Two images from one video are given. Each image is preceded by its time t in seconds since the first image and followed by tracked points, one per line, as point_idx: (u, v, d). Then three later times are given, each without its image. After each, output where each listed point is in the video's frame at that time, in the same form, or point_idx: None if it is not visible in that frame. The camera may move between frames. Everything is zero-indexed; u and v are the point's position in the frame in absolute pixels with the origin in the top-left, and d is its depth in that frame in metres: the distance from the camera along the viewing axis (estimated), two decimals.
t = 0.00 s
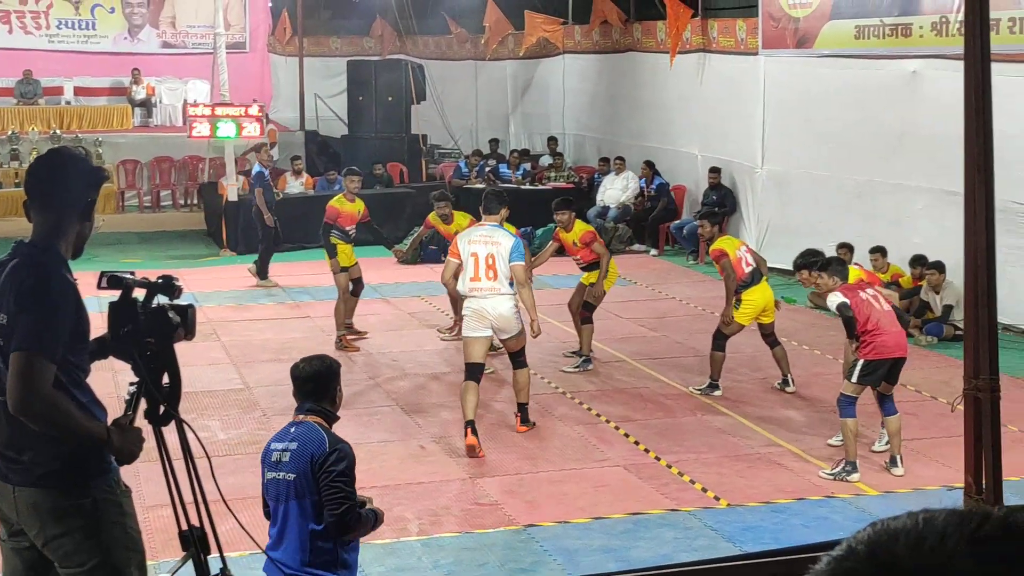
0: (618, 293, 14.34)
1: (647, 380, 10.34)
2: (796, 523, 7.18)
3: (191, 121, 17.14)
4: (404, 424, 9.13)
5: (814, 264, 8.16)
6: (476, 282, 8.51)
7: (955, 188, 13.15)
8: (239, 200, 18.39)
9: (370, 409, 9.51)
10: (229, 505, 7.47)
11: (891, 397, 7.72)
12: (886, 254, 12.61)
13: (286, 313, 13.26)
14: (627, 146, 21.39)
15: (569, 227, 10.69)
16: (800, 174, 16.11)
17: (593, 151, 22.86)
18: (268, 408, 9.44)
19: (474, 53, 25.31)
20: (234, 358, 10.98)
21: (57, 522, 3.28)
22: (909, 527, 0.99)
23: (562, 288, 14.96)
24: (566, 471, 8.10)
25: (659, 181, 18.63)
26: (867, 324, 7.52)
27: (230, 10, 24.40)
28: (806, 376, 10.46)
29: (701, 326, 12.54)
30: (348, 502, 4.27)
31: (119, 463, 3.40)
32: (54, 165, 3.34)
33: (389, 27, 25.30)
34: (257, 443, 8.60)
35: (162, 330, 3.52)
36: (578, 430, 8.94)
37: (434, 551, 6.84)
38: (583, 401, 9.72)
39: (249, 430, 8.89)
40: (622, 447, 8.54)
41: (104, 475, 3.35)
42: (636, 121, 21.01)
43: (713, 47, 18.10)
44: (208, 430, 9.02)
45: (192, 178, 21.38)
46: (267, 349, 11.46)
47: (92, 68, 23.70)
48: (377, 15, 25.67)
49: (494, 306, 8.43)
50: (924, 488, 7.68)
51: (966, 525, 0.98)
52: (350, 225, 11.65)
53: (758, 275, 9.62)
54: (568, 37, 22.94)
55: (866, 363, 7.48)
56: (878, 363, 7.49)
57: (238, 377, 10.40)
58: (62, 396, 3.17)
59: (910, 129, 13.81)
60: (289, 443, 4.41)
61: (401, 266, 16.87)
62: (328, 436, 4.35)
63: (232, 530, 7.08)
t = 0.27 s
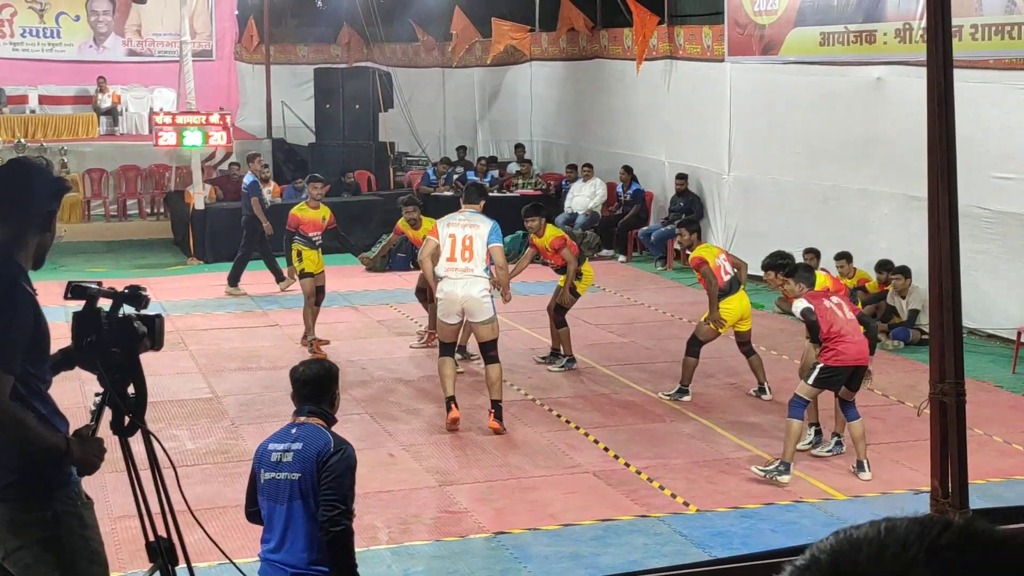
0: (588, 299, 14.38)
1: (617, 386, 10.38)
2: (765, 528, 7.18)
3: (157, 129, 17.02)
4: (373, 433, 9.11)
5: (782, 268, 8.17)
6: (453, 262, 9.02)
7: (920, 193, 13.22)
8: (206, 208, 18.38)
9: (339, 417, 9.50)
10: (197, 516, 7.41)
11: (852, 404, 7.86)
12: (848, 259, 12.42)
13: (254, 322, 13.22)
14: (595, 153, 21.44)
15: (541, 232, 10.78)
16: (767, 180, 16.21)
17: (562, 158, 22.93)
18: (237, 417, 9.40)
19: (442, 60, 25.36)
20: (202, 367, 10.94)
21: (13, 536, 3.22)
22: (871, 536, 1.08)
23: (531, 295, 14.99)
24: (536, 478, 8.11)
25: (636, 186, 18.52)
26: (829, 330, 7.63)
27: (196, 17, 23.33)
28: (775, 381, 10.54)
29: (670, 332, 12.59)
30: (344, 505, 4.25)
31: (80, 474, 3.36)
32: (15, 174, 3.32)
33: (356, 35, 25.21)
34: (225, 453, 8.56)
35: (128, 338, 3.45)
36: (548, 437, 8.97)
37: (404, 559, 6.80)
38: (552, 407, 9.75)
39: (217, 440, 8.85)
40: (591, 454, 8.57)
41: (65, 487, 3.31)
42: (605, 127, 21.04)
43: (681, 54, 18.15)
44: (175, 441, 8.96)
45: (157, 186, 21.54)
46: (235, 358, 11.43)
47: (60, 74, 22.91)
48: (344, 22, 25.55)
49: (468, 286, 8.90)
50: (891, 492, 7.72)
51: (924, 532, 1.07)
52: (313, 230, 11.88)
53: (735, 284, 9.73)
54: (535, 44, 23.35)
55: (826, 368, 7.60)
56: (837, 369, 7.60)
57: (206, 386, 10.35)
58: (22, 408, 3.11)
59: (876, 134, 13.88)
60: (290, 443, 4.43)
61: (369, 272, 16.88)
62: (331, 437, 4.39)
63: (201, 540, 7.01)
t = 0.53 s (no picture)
0: (572, 303, 14.39)
1: (602, 390, 10.39)
2: (749, 531, 7.18)
3: (139, 135, 17.00)
4: (357, 438, 9.10)
5: (764, 263, 8.39)
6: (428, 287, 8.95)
7: (901, 196, 13.25)
8: (189, 213, 18.34)
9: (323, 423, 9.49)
10: (180, 523, 7.39)
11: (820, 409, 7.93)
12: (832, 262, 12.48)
13: (238, 328, 13.21)
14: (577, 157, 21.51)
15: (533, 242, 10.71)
16: (750, 184, 16.24)
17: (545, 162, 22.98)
18: (220, 424, 9.39)
19: (424, 65, 25.36)
20: (185, 373, 10.91)
21: None
22: (856, 539, 1.01)
23: (516, 299, 15.00)
24: (520, 482, 8.10)
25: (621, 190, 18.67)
26: (777, 342, 7.63)
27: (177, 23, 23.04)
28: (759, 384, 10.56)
29: (654, 336, 12.61)
30: (368, 519, 4.04)
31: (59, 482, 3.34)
32: None
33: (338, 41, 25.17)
34: (208, 460, 8.54)
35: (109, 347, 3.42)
36: (533, 441, 8.97)
37: (387, 565, 6.78)
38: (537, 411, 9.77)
39: (200, 446, 8.83)
40: (575, 458, 8.57)
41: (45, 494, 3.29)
42: (587, 132, 21.07)
43: (662, 57, 18.21)
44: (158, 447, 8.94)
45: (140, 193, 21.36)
46: (218, 364, 11.40)
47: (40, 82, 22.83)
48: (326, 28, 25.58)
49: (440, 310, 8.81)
50: (874, 495, 7.73)
51: (909, 538, 0.99)
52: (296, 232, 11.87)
53: (717, 286, 9.68)
54: (517, 49, 23.25)
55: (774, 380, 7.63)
56: (788, 379, 7.64)
57: (189, 393, 10.33)
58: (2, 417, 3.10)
59: (858, 138, 13.93)
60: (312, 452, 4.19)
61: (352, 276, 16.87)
62: (358, 447, 4.16)
63: (183, 548, 6.98)
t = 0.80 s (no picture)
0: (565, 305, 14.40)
1: (595, 392, 10.40)
2: (743, 533, 7.17)
3: (131, 139, 16.94)
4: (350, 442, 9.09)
5: (756, 258, 8.66)
6: (434, 284, 9.10)
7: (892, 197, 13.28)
8: (182, 216, 18.32)
9: (317, 426, 9.47)
10: (173, 526, 7.37)
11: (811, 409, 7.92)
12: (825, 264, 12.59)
13: (231, 331, 13.20)
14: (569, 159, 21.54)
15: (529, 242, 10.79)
16: (743, 185, 16.24)
17: (538, 165, 22.96)
18: (213, 427, 9.37)
19: (416, 68, 25.44)
20: (178, 376, 10.89)
21: None
22: (851, 537, 0.98)
23: (510, 302, 15.01)
24: (513, 485, 8.10)
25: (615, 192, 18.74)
26: (753, 345, 7.63)
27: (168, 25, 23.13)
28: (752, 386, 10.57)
29: (647, 338, 12.63)
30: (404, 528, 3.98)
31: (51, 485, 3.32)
32: None
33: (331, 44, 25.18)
34: (201, 463, 8.52)
35: (100, 349, 3.40)
36: (526, 444, 8.97)
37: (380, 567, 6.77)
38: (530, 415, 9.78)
39: (192, 450, 8.82)
40: (568, 460, 8.57)
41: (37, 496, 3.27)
42: (580, 134, 21.07)
43: (655, 60, 18.23)
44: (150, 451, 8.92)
45: (132, 196, 21.50)
46: (211, 367, 11.39)
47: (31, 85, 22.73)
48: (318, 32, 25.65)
49: (448, 305, 8.92)
50: (867, 496, 7.74)
51: (902, 537, 0.96)
52: (290, 234, 11.91)
53: (702, 288, 9.75)
54: (509, 51, 23.26)
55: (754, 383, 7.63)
56: (767, 381, 7.64)
57: (182, 396, 10.32)
58: None
59: (850, 140, 13.94)
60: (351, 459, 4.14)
61: (345, 278, 16.86)
62: (398, 456, 4.12)
63: (175, 552, 6.96)
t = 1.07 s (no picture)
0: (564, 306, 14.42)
1: (594, 394, 10.41)
2: (741, 534, 7.18)
3: (130, 141, 16.92)
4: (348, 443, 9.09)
5: (764, 256, 8.67)
6: (468, 300, 8.89)
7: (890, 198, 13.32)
8: (180, 218, 18.27)
9: (315, 428, 9.48)
10: (171, 528, 7.36)
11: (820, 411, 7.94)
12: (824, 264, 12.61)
13: (230, 333, 13.21)
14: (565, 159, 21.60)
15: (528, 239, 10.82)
16: (741, 187, 16.26)
17: (536, 166, 22.96)
18: (212, 429, 9.38)
19: (414, 69, 25.65)
20: (176, 378, 10.89)
21: None
22: (848, 537, 1.02)
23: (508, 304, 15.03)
24: (512, 487, 8.10)
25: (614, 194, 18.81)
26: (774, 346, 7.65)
27: (167, 27, 23.05)
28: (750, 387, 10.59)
29: (645, 339, 12.64)
30: (391, 533, 3.96)
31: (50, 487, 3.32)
32: None
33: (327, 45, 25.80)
34: (199, 465, 8.52)
35: (99, 351, 3.40)
36: (525, 445, 8.98)
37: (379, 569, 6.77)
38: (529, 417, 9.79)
39: (191, 452, 8.82)
40: (567, 462, 8.58)
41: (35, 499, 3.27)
42: (578, 136, 21.09)
43: (652, 61, 18.27)
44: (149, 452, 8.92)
45: (130, 198, 21.50)
46: (210, 369, 11.39)
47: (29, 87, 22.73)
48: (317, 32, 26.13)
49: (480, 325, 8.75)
50: (866, 497, 7.75)
51: (899, 535, 1.01)
52: (290, 235, 11.93)
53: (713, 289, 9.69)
54: (507, 52, 23.07)
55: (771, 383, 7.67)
56: (785, 383, 7.68)
57: (181, 399, 10.32)
58: None
59: (848, 141, 13.96)
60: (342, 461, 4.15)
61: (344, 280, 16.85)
62: (388, 459, 4.10)
63: (174, 554, 6.95)
